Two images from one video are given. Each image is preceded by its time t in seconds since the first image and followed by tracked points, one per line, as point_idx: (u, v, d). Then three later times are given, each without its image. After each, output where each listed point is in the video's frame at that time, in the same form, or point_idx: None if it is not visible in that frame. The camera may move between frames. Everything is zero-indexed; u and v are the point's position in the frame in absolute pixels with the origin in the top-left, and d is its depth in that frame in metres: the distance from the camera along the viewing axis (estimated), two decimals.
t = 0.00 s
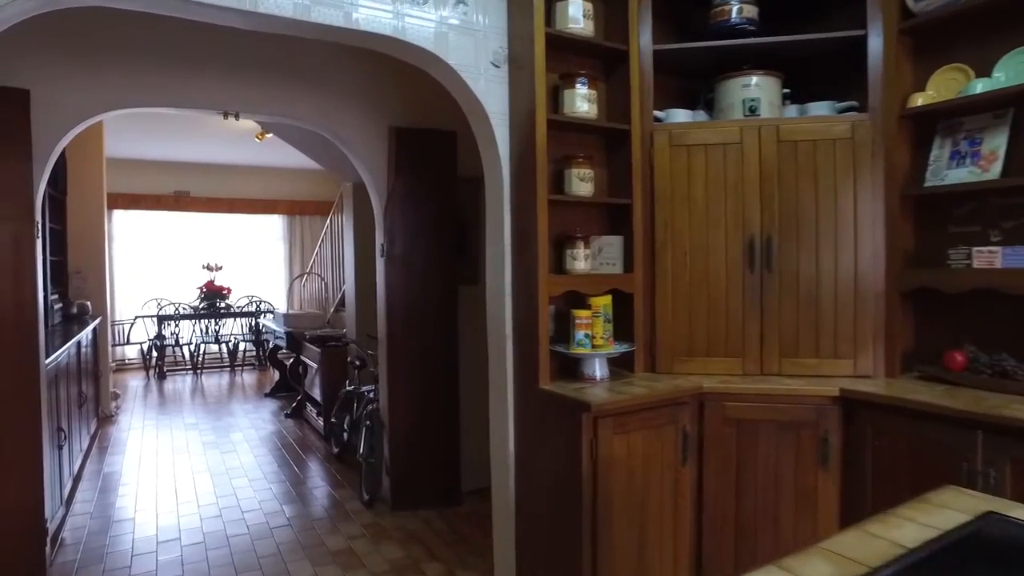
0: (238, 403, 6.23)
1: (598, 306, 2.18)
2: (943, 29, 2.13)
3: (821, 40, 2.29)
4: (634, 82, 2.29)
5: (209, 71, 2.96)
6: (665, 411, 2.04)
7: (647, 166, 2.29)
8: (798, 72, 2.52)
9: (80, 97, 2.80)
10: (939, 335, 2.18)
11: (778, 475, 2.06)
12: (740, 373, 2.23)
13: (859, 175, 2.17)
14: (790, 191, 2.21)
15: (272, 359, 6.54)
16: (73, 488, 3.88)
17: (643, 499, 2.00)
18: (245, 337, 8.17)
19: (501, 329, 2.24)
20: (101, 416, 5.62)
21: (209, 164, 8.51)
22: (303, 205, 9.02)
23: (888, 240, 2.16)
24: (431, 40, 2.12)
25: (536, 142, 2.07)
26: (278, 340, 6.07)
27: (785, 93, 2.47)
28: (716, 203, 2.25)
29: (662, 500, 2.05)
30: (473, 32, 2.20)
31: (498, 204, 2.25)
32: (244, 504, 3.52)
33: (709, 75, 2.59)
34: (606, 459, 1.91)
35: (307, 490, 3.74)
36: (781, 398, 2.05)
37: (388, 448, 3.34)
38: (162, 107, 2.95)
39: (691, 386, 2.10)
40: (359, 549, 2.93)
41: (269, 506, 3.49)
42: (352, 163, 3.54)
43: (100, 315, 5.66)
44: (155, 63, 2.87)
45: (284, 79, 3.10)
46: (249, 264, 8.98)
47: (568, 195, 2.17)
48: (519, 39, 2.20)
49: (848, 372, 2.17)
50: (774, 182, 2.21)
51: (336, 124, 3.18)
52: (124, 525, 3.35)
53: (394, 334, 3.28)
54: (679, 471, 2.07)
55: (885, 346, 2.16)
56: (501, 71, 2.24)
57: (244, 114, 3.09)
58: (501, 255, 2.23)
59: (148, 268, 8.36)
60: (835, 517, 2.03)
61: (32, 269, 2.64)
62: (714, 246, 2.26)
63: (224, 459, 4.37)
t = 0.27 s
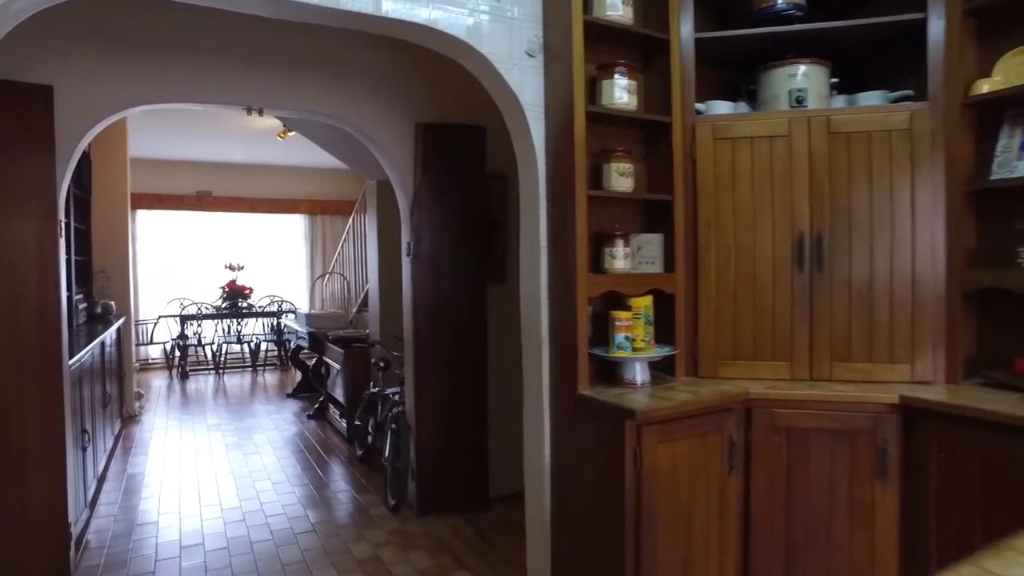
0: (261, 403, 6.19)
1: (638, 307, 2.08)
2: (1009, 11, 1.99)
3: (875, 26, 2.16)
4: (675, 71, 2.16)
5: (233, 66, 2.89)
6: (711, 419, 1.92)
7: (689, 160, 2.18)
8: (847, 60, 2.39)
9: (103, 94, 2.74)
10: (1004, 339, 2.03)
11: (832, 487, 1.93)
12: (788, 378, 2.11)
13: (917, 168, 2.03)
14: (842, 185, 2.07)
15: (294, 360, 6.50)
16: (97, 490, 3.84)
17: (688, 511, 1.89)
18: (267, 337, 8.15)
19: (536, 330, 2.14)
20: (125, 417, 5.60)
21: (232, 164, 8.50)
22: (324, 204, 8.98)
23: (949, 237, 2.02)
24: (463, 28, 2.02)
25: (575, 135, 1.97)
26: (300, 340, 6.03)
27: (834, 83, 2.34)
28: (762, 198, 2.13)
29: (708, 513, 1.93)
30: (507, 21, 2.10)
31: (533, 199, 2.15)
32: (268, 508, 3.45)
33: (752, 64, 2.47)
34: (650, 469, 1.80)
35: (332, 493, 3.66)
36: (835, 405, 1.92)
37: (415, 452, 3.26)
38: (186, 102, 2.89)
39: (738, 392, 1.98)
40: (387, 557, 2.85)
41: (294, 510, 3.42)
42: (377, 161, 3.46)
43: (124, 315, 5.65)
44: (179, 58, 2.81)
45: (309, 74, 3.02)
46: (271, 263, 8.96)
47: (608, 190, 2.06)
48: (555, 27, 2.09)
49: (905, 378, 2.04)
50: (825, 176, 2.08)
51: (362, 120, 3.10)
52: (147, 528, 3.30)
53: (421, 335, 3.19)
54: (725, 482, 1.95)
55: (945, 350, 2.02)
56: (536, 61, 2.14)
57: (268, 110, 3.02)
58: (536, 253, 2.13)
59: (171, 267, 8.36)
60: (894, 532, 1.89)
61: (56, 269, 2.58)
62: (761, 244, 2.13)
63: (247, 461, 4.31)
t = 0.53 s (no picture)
0: (284, 405, 6.15)
1: (682, 310, 1.98)
2: None
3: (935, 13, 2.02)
4: (719, 60, 2.02)
5: (258, 63, 2.83)
6: (762, 431, 1.80)
7: (733, 156, 2.06)
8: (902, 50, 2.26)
9: (127, 92, 2.69)
10: None
11: (891, 504, 1.80)
12: (840, 387, 1.98)
13: (984, 162, 1.87)
14: (900, 181, 1.93)
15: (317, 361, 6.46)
16: (121, 493, 3.80)
17: (735, 529, 1.77)
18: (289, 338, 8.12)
19: (574, 335, 2.04)
20: (149, 418, 5.58)
21: (254, 164, 8.50)
22: (346, 204, 8.95)
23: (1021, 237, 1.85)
24: (498, 18, 1.93)
25: (617, 131, 1.87)
26: (323, 342, 5.98)
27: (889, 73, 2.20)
28: (812, 195, 1.99)
29: (757, 531, 1.81)
30: (544, 10, 2.00)
31: (570, 198, 2.05)
32: (292, 515, 3.38)
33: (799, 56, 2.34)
34: (698, 485, 1.69)
35: (356, 499, 3.59)
36: (894, 417, 1.78)
37: (441, 458, 3.17)
38: (211, 100, 2.83)
39: (788, 402, 1.85)
40: (414, 567, 2.77)
41: (318, 517, 3.35)
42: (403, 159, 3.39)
43: (148, 316, 5.64)
44: (205, 56, 2.76)
45: (335, 71, 2.95)
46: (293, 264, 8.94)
47: (650, 189, 1.96)
48: (594, 17, 1.99)
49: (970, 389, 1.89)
50: (881, 171, 1.93)
51: (388, 117, 3.04)
52: (169, 534, 3.24)
53: (448, 339, 3.10)
54: (776, 497, 1.83)
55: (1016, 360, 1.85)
56: (573, 53, 2.04)
57: (294, 108, 2.95)
58: (575, 254, 2.03)
59: (194, 268, 8.37)
60: (961, 554, 1.75)
61: (79, 270, 2.52)
62: (812, 243, 2.00)
63: (270, 465, 4.26)
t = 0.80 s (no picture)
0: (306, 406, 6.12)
1: (727, 315, 1.87)
2: None
3: None
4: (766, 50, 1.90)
5: (283, 60, 2.76)
6: (815, 444, 1.69)
7: (780, 151, 1.94)
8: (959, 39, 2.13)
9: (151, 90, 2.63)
10: None
11: (955, 525, 1.67)
12: (896, 397, 1.85)
13: None
14: (964, 177, 1.79)
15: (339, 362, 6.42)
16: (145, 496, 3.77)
17: (786, 550, 1.66)
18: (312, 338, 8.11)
19: (613, 340, 1.95)
20: (173, 418, 5.56)
21: (277, 164, 8.49)
22: (369, 204, 8.91)
23: None
24: (534, 7, 1.83)
25: (660, 126, 1.77)
26: (347, 343, 5.93)
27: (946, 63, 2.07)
28: (866, 193, 1.87)
29: (810, 551, 1.70)
30: None
31: (608, 197, 1.96)
32: (316, 521, 3.32)
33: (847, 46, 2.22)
34: (748, 502, 1.59)
35: (380, 506, 3.52)
36: (958, 431, 1.66)
37: (468, 464, 3.09)
38: (236, 98, 2.78)
39: (842, 413, 1.73)
40: None
41: (342, 524, 3.28)
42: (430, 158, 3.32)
43: (172, 316, 5.63)
44: (229, 53, 2.70)
45: (361, 68, 2.88)
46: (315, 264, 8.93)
47: (694, 187, 1.85)
48: (634, 6, 1.89)
49: None
50: (943, 166, 1.80)
51: (415, 115, 2.97)
52: (192, 539, 3.19)
53: (476, 342, 3.02)
54: (829, 515, 1.72)
55: None
56: (611, 44, 1.94)
57: (319, 105, 2.88)
58: (614, 255, 1.94)
59: (218, 268, 8.38)
60: None
61: (103, 273, 2.48)
62: (865, 244, 1.87)
63: (294, 468, 4.21)
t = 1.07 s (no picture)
0: (323, 407, 6.09)
1: (765, 319, 1.77)
2: None
3: None
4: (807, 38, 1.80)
5: (301, 56, 2.70)
6: (861, 456, 1.59)
7: (821, 146, 1.84)
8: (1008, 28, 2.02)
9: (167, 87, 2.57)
10: None
11: (1013, 544, 1.57)
12: (945, 407, 1.75)
13: None
14: None
15: (356, 363, 6.38)
16: (161, 499, 3.73)
17: (830, 568, 1.56)
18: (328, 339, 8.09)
19: (643, 346, 1.87)
20: (190, 419, 5.54)
21: (294, 164, 8.47)
22: (386, 204, 8.87)
23: None
24: None
25: (695, 118, 1.68)
26: (363, 344, 5.88)
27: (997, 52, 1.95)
28: (914, 190, 1.76)
29: (855, 569, 1.60)
30: None
31: (639, 196, 1.88)
32: (333, 527, 3.26)
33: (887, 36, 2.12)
34: (790, 517, 1.49)
35: (398, 511, 3.46)
36: (1017, 444, 1.55)
37: (488, 471, 3.02)
38: (253, 95, 2.73)
39: (891, 422, 1.63)
40: None
41: (359, 530, 3.22)
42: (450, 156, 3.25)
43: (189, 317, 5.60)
44: (247, 50, 2.64)
45: (380, 64, 2.81)
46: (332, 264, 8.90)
47: (729, 183, 1.76)
48: None
49: None
50: (1000, 160, 1.68)
51: (436, 112, 2.91)
52: (208, 544, 3.14)
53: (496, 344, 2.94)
54: (875, 531, 1.62)
55: None
56: (642, 35, 1.86)
57: (337, 101, 2.82)
58: (645, 257, 1.86)
59: (235, 268, 8.38)
60: None
61: (116, 274, 2.42)
62: (913, 245, 1.77)
63: (311, 472, 4.16)
